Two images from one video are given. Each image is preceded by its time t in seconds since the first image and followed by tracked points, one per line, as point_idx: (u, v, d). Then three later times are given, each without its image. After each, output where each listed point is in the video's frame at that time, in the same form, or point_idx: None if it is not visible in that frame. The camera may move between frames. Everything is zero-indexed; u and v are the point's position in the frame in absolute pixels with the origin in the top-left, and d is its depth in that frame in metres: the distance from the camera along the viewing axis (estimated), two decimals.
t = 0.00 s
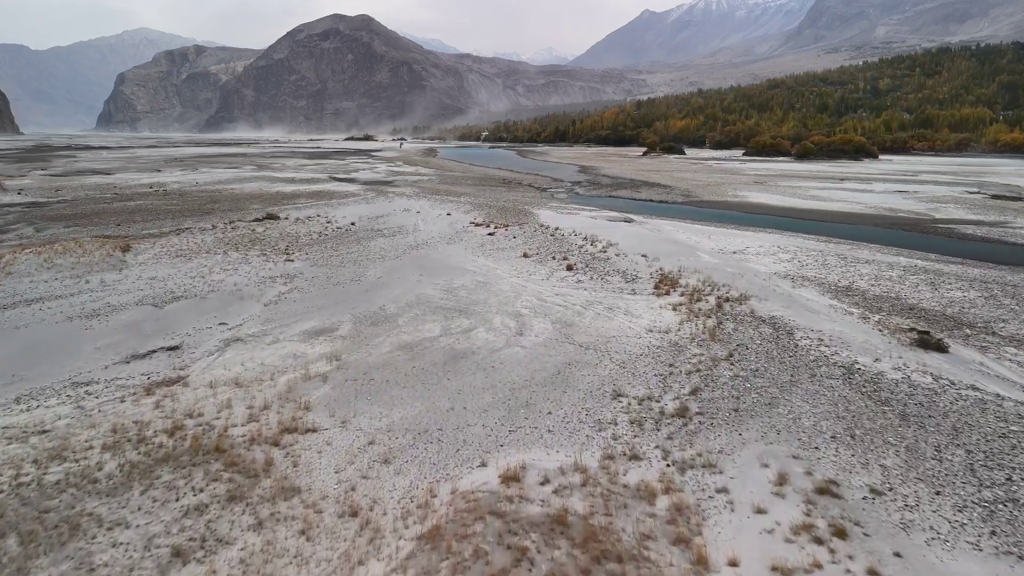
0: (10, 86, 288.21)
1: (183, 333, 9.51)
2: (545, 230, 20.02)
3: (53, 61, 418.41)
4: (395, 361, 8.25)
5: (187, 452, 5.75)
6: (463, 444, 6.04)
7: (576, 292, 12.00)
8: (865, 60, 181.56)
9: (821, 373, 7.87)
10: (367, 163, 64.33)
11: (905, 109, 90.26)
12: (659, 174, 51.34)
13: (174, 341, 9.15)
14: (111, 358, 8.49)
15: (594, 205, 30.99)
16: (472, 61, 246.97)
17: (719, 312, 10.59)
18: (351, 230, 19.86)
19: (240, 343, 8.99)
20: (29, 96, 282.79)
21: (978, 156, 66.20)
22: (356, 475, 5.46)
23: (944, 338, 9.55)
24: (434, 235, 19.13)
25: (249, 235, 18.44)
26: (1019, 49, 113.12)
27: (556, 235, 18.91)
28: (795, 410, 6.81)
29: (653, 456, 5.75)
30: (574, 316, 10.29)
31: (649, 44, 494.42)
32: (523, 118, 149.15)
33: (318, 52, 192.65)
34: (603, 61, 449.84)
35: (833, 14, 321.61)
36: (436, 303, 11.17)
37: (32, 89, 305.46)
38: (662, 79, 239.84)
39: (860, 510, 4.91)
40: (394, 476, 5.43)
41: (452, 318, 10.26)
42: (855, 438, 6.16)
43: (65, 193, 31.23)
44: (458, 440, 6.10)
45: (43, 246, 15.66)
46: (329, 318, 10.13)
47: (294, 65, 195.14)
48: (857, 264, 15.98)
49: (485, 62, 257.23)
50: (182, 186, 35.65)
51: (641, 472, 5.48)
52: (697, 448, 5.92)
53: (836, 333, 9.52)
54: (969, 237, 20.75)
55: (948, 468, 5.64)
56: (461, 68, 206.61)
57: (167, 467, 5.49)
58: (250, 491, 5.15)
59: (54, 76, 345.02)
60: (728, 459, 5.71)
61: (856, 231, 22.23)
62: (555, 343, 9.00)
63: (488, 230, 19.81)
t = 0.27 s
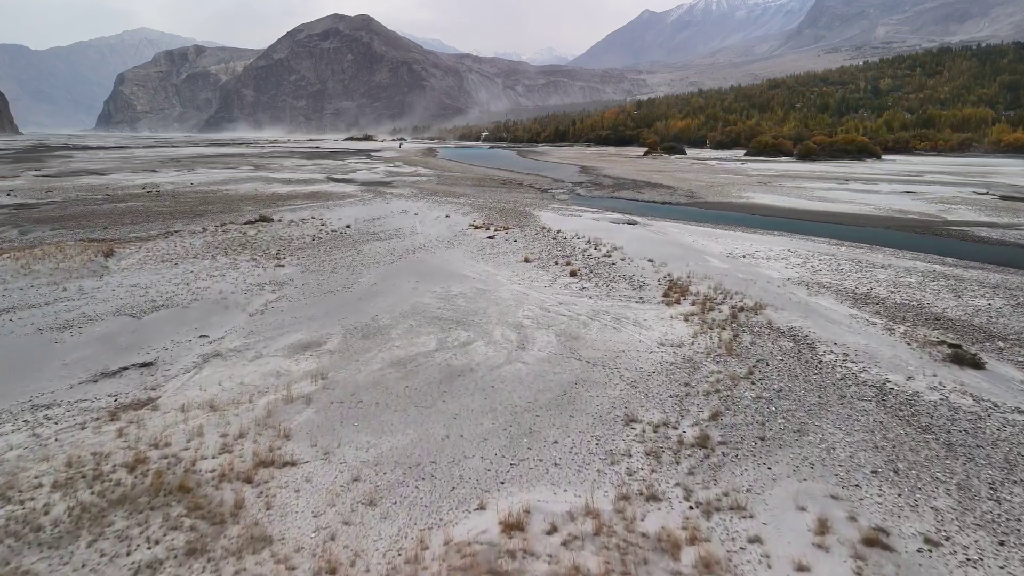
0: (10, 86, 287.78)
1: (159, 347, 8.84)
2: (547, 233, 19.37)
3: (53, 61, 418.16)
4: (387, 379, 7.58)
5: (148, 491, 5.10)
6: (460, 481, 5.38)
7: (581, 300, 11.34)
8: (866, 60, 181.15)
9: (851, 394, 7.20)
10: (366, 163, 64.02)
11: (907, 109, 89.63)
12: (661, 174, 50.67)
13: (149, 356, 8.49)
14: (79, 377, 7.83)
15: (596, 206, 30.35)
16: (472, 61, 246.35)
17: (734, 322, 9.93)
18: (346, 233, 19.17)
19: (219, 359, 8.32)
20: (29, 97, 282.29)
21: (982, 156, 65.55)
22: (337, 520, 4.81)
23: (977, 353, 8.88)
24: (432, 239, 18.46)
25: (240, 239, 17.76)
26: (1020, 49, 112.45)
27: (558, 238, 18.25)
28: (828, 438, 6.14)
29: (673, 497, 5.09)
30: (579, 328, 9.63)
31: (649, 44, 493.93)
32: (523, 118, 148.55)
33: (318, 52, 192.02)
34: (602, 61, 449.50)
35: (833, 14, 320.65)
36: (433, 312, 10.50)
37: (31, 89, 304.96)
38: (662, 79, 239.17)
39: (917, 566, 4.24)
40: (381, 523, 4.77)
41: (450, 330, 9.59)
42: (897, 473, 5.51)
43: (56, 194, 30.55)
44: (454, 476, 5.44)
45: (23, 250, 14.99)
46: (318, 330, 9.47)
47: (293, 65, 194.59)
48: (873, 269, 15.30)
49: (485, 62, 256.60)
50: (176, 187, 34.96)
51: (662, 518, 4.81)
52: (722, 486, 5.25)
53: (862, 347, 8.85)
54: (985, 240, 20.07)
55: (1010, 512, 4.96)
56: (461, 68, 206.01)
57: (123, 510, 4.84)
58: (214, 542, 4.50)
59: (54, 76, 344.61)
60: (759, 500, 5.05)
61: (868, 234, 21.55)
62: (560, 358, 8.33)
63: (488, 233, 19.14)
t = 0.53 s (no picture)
0: (10, 87, 287.28)
1: (132, 363, 8.19)
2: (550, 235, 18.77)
3: (53, 61, 417.99)
4: (376, 401, 6.92)
5: (95, 541, 4.44)
6: (454, 528, 4.70)
7: (586, 310, 10.69)
8: (867, 59, 180.42)
9: (888, 419, 6.52)
10: (364, 163, 63.54)
11: (909, 108, 89.01)
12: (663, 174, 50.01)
13: (120, 374, 7.85)
14: (41, 398, 7.18)
15: (599, 208, 29.74)
16: (472, 61, 245.49)
17: (751, 335, 9.27)
18: (342, 236, 18.54)
19: (194, 376, 7.66)
20: (29, 96, 281.69)
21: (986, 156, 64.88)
22: None
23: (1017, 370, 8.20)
24: (430, 241, 17.83)
25: (230, 242, 17.12)
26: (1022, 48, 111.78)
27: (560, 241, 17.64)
28: (868, 473, 5.48)
29: (699, 548, 4.44)
30: (585, 341, 8.97)
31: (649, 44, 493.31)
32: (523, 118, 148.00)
33: (318, 52, 191.50)
34: (602, 61, 449.04)
35: (833, 14, 319.87)
36: (428, 323, 9.84)
37: (31, 88, 304.53)
38: (662, 79, 238.53)
39: None
40: None
41: (446, 343, 8.91)
42: (953, 517, 4.85)
43: (47, 195, 29.89)
44: (448, 521, 4.78)
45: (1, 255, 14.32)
46: (305, 344, 8.82)
47: (293, 65, 194.12)
48: (890, 274, 14.63)
49: (485, 62, 256.02)
50: (169, 188, 34.30)
51: None
52: (756, 535, 4.58)
53: (893, 363, 8.18)
54: (1001, 243, 19.40)
55: None
56: (461, 68, 205.47)
57: (63, 565, 4.19)
58: None
59: (55, 75, 344.00)
60: (799, 553, 4.38)
61: (879, 236, 20.89)
62: (565, 376, 7.68)
63: (488, 236, 18.51)
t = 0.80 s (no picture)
0: (10, 87, 286.66)
1: (99, 383, 7.52)
2: (552, 238, 18.10)
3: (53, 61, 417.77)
4: (364, 428, 6.25)
5: None
6: None
7: (593, 320, 10.02)
8: (867, 59, 179.71)
9: (933, 451, 5.85)
10: (362, 163, 62.89)
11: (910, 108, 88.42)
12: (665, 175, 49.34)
13: (85, 395, 7.18)
14: None
15: (601, 209, 29.07)
16: (471, 61, 244.73)
17: (771, 349, 8.60)
18: (336, 239, 17.87)
19: (165, 398, 6.97)
20: (29, 96, 281.07)
21: (990, 156, 64.25)
22: None
23: None
24: (428, 244, 17.17)
25: (219, 246, 16.46)
26: None
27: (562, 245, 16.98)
28: (922, 519, 4.80)
29: None
30: (592, 356, 8.30)
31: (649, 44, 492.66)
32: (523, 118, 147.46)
33: (318, 52, 191.02)
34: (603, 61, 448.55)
35: (833, 14, 319.07)
36: (423, 336, 9.16)
37: (31, 88, 304.29)
38: (662, 79, 237.88)
39: None
40: None
41: (442, 358, 8.23)
42: None
43: (36, 196, 29.22)
44: None
45: None
46: (290, 359, 8.14)
47: (293, 65, 193.62)
48: (910, 280, 13.95)
49: (485, 62, 255.48)
50: (163, 189, 33.62)
51: None
52: None
53: (929, 383, 7.50)
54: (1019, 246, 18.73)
55: None
56: (460, 68, 205.00)
57: None
58: None
59: (54, 75, 343.23)
60: None
61: (892, 239, 20.22)
62: (572, 398, 7.00)
63: (487, 239, 17.82)
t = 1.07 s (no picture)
0: (10, 87, 286.23)
1: (61, 407, 6.88)
2: (555, 242, 17.44)
3: (53, 61, 417.70)
4: (348, 461, 5.58)
5: None
6: None
7: (599, 332, 9.37)
8: (867, 59, 178.97)
9: (988, 490, 5.19)
10: (361, 164, 62.29)
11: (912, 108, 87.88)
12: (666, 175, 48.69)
13: (43, 422, 6.55)
14: None
15: (603, 210, 28.43)
16: (471, 61, 244.04)
17: (794, 366, 7.93)
18: (330, 243, 17.23)
19: (129, 425, 6.31)
20: (29, 96, 280.57)
21: (994, 156, 63.66)
22: None
23: None
24: (425, 248, 16.51)
25: (208, 249, 15.83)
26: None
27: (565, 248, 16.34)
28: None
29: None
30: (601, 374, 7.63)
31: (649, 44, 492.27)
32: (523, 118, 146.93)
33: (317, 52, 190.56)
34: (603, 62, 448.29)
35: (834, 14, 318.14)
36: (417, 350, 8.50)
37: (31, 88, 303.71)
38: (662, 78, 237.35)
39: None
40: None
41: (437, 376, 7.55)
42: None
43: (26, 197, 28.55)
44: None
45: None
46: (271, 378, 7.48)
47: (293, 65, 193.16)
48: (930, 287, 13.30)
49: (484, 62, 254.94)
50: (157, 190, 32.99)
51: None
52: None
53: (971, 407, 6.84)
54: None
55: None
56: (460, 68, 204.46)
57: None
58: None
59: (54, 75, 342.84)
60: None
61: (905, 242, 19.56)
62: (581, 425, 6.32)
63: (487, 242, 17.17)
